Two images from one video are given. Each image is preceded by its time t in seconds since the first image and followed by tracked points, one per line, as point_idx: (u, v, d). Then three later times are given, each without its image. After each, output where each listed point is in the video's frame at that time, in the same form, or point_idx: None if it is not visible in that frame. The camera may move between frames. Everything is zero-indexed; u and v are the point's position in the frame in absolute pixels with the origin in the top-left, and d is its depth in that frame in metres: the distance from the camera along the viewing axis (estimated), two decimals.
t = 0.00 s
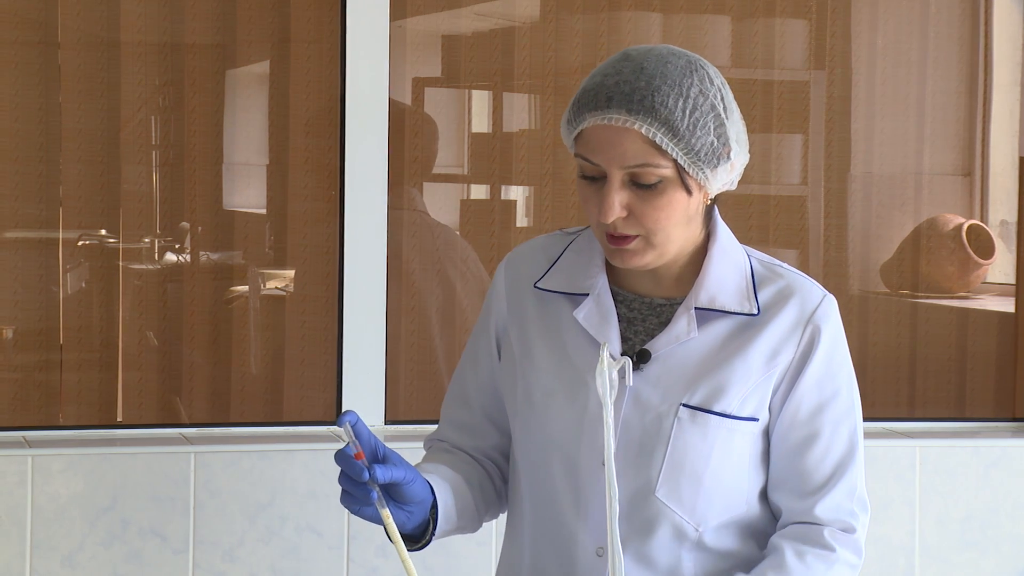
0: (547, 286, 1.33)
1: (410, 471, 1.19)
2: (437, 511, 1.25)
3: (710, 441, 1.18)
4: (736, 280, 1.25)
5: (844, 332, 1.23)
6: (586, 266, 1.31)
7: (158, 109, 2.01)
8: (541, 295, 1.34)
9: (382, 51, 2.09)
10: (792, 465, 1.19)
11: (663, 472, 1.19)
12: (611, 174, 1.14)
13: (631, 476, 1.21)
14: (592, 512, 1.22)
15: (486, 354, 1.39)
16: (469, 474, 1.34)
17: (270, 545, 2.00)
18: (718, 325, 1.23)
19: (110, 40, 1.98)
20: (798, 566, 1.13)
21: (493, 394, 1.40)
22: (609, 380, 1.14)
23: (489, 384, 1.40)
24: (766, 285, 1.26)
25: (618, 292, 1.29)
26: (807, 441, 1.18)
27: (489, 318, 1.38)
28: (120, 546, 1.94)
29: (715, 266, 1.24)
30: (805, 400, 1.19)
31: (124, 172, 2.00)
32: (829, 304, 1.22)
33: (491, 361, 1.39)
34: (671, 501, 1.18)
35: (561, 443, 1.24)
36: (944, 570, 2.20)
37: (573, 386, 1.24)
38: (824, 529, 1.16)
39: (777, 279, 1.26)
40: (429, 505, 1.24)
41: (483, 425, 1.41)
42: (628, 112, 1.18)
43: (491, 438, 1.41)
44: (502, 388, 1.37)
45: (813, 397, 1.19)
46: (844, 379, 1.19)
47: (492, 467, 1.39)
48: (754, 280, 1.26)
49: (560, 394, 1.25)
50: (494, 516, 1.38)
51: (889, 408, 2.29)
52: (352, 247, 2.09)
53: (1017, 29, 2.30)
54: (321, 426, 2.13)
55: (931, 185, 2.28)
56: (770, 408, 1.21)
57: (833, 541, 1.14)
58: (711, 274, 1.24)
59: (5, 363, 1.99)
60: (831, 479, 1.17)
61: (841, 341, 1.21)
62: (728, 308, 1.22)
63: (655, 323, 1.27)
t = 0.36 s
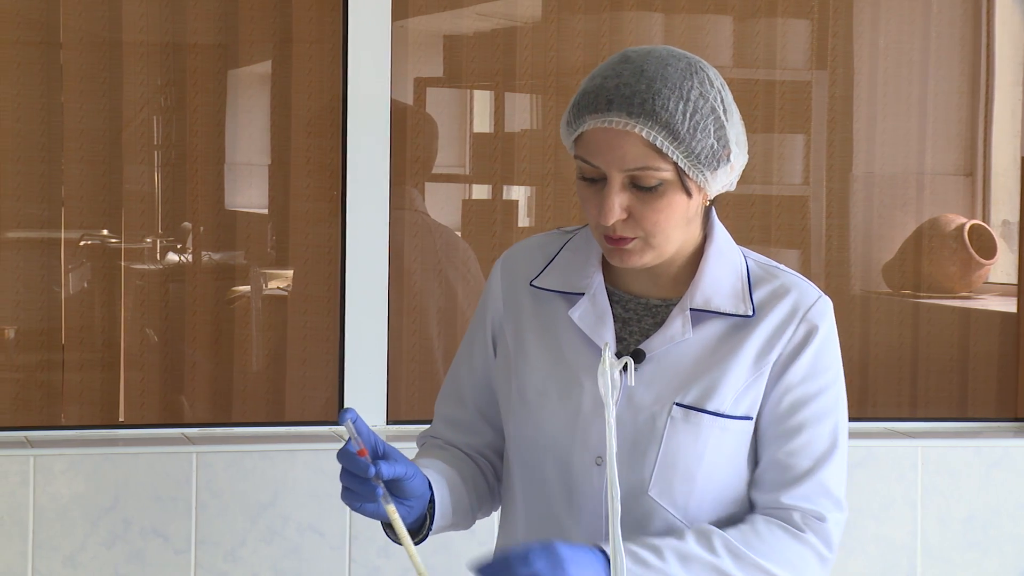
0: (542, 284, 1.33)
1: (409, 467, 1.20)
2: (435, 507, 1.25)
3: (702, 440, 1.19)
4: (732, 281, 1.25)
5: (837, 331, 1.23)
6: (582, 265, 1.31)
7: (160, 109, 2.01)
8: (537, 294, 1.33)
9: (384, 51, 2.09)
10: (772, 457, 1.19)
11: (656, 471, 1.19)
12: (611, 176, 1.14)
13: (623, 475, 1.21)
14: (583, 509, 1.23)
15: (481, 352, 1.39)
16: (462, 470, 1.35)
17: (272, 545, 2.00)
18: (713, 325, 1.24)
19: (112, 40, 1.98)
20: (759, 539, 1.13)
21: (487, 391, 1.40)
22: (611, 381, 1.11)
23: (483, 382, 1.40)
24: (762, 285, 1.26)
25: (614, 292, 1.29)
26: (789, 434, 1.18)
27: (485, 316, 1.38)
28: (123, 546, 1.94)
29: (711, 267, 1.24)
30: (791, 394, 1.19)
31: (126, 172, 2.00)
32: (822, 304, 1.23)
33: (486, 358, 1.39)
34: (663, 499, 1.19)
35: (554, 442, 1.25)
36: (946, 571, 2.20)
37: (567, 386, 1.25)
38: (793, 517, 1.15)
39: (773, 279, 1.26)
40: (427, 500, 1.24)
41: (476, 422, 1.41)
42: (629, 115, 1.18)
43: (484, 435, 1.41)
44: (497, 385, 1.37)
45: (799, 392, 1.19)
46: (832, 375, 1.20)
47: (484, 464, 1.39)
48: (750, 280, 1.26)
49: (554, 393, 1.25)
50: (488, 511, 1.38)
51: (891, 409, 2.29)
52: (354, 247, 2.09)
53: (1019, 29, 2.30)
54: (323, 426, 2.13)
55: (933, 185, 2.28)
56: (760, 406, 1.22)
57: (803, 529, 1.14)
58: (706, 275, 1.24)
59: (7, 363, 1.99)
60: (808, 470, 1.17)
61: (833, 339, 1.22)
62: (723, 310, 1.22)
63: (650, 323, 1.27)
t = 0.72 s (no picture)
0: (539, 283, 1.32)
1: (418, 460, 1.18)
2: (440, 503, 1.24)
3: (695, 440, 1.18)
4: (728, 281, 1.24)
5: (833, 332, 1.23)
6: (580, 265, 1.30)
7: (162, 109, 2.01)
8: (534, 293, 1.33)
9: (386, 51, 2.09)
10: (761, 456, 1.18)
11: (648, 470, 1.19)
12: (614, 169, 1.14)
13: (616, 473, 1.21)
14: (577, 507, 1.23)
15: (479, 351, 1.38)
16: (461, 467, 1.34)
17: (274, 545, 2.00)
18: (708, 325, 1.23)
19: (114, 40, 1.98)
20: (737, 539, 1.13)
21: (485, 390, 1.40)
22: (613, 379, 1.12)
23: (480, 381, 1.39)
24: (758, 285, 1.26)
25: (611, 292, 1.29)
26: (778, 433, 1.18)
27: (483, 315, 1.37)
28: (124, 546, 1.94)
29: (708, 267, 1.24)
30: (782, 394, 1.19)
31: (128, 171, 2.00)
32: (819, 305, 1.22)
33: (483, 357, 1.38)
34: (655, 498, 1.19)
35: (547, 440, 1.24)
36: (948, 571, 2.20)
37: (561, 385, 1.24)
38: (774, 517, 1.14)
39: (769, 280, 1.26)
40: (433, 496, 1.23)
41: (473, 421, 1.40)
42: (634, 108, 1.18)
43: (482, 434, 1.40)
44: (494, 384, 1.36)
45: (790, 391, 1.18)
46: (825, 376, 1.19)
47: (481, 463, 1.38)
48: (747, 281, 1.26)
49: (548, 390, 1.25)
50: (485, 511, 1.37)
51: (893, 409, 2.29)
52: (356, 247, 2.09)
53: (1021, 28, 2.30)
54: (324, 426, 2.13)
55: (935, 185, 2.28)
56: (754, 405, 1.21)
57: (783, 530, 1.13)
58: (703, 275, 1.23)
59: (9, 363, 1.99)
60: (794, 470, 1.16)
61: (828, 340, 1.21)
62: (719, 310, 1.22)
63: (646, 324, 1.26)
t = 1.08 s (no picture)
0: (537, 282, 1.31)
1: (407, 446, 1.17)
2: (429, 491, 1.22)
3: (699, 439, 1.18)
4: (727, 282, 1.25)
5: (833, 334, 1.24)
6: (576, 265, 1.29)
7: (164, 109, 2.01)
8: (531, 292, 1.32)
9: (387, 51, 2.09)
10: (778, 463, 1.18)
11: (650, 467, 1.19)
12: (638, 189, 1.13)
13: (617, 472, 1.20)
14: (578, 508, 1.21)
15: (471, 350, 1.37)
16: (455, 466, 1.32)
17: (275, 545, 2.00)
18: (708, 324, 1.23)
19: (115, 40, 1.98)
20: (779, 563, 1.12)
21: (477, 390, 1.38)
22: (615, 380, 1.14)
23: (472, 380, 1.38)
24: (757, 286, 1.26)
25: (608, 291, 1.29)
26: (794, 442, 1.17)
27: (476, 314, 1.36)
28: (126, 546, 1.94)
29: (706, 267, 1.24)
30: (795, 401, 1.18)
31: (130, 171, 2.00)
32: (817, 307, 1.23)
33: (476, 357, 1.37)
34: (657, 496, 1.18)
35: (547, 438, 1.23)
36: (950, 571, 2.20)
37: (560, 383, 1.24)
38: (809, 530, 1.14)
39: (767, 281, 1.26)
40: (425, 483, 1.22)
41: (464, 421, 1.38)
42: (665, 132, 1.16)
43: (474, 434, 1.39)
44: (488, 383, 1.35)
45: (803, 398, 1.18)
46: (832, 380, 1.19)
47: (473, 463, 1.37)
48: (745, 281, 1.26)
49: (548, 389, 1.24)
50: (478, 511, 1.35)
51: (894, 408, 2.29)
52: (357, 247, 2.09)
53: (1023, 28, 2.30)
54: (326, 426, 2.13)
55: (936, 185, 2.28)
56: (757, 406, 1.21)
57: (818, 541, 1.13)
58: (702, 275, 1.23)
59: (10, 363, 1.99)
60: (816, 478, 1.16)
61: (831, 342, 1.21)
62: (719, 309, 1.22)
63: (644, 323, 1.27)
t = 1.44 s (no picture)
0: (538, 280, 1.31)
1: (413, 442, 1.16)
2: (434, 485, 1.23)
3: (698, 441, 1.18)
4: (728, 285, 1.25)
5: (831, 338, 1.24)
6: (578, 264, 1.29)
7: (165, 109, 2.01)
8: (532, 291, 1.32)
9: (388, 52, 2.09)
10: (772, 465, 1.19)
11: (649, 469, 1.18)
12: (657, 193, 1.13)
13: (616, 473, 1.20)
14: (577, 508, 1.21)
15: (471, 346, 1.36)
16: (455, 462, 1.32)
17: (276, 545, 2.00)
18: (709, 327, 1.23)
19: (116, 40, 1.98)
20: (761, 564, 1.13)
21: (477, 387, 1.38)
22: (616, 381, 1.14)
23: (472, 376, 1.37)
24: (757, 288, 1.26)
25: (610, 291, 1.28)
26: (787, 445, 1.18)
27: (477, 311, 1.36)
28: (127, 545, 1.94)
29: (707, 271, 1.24)
30: (791, 404, 1.18)
31: (131, 171, 2.00)
32: (817, 311, 1.23)
33: (477, 354, 1.36)
34: (656, 498, 1.18)
35: (547, 438, 1.23)
36: (951, 570, 2.20)
37: (561, 382, 1.24)
38: (793, 533, 1.14)
39: (768, 284, 1.26)
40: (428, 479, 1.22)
41: (463, 417, 1.38)
42: (690, 138, 1.16)
43: (473, 431, 1.39)
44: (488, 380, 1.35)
45: (798, 401, 1.18)
46: (828, 384, 1.19)
47: (472, 459, 1.37)
48: (745, 284, 1.26)
49: (549, 389, 1.24)
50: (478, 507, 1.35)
51: (895, 408, 2.29)
52: (358, 247, 2.09)
53: None
54: (327, 426, 2.13)
55: (937, 185, 2.28)
56: (755, 407, 1.21)
57: (802, 545, 1.13)
58: (704, 277, 1.24)
59: (11, 363, 1.99)
60: (808, 481, 1.16)
61: (829, 346, 1.22)
62: (720, 312, 1.22)
63: (645, 324, 1.27)
